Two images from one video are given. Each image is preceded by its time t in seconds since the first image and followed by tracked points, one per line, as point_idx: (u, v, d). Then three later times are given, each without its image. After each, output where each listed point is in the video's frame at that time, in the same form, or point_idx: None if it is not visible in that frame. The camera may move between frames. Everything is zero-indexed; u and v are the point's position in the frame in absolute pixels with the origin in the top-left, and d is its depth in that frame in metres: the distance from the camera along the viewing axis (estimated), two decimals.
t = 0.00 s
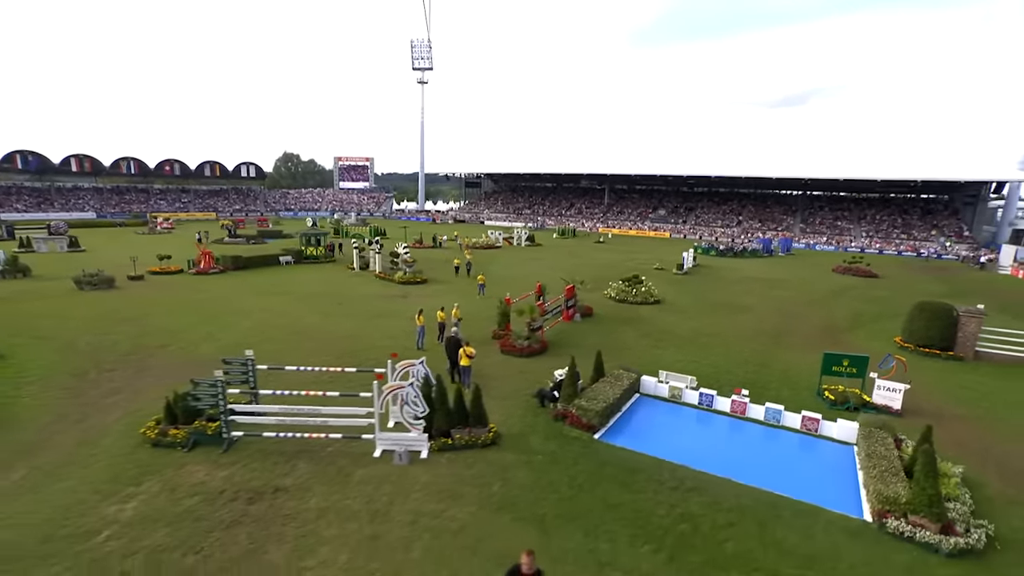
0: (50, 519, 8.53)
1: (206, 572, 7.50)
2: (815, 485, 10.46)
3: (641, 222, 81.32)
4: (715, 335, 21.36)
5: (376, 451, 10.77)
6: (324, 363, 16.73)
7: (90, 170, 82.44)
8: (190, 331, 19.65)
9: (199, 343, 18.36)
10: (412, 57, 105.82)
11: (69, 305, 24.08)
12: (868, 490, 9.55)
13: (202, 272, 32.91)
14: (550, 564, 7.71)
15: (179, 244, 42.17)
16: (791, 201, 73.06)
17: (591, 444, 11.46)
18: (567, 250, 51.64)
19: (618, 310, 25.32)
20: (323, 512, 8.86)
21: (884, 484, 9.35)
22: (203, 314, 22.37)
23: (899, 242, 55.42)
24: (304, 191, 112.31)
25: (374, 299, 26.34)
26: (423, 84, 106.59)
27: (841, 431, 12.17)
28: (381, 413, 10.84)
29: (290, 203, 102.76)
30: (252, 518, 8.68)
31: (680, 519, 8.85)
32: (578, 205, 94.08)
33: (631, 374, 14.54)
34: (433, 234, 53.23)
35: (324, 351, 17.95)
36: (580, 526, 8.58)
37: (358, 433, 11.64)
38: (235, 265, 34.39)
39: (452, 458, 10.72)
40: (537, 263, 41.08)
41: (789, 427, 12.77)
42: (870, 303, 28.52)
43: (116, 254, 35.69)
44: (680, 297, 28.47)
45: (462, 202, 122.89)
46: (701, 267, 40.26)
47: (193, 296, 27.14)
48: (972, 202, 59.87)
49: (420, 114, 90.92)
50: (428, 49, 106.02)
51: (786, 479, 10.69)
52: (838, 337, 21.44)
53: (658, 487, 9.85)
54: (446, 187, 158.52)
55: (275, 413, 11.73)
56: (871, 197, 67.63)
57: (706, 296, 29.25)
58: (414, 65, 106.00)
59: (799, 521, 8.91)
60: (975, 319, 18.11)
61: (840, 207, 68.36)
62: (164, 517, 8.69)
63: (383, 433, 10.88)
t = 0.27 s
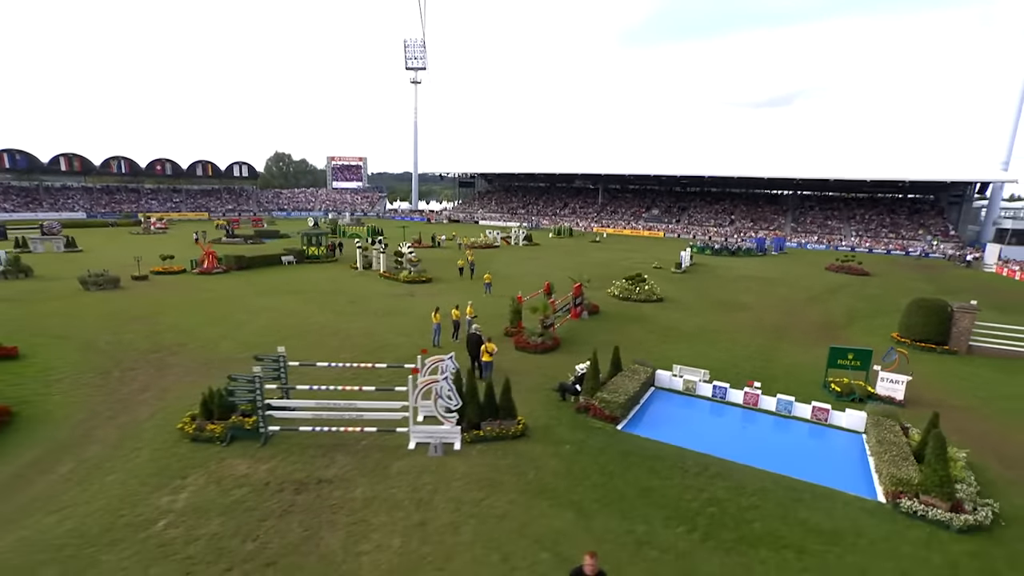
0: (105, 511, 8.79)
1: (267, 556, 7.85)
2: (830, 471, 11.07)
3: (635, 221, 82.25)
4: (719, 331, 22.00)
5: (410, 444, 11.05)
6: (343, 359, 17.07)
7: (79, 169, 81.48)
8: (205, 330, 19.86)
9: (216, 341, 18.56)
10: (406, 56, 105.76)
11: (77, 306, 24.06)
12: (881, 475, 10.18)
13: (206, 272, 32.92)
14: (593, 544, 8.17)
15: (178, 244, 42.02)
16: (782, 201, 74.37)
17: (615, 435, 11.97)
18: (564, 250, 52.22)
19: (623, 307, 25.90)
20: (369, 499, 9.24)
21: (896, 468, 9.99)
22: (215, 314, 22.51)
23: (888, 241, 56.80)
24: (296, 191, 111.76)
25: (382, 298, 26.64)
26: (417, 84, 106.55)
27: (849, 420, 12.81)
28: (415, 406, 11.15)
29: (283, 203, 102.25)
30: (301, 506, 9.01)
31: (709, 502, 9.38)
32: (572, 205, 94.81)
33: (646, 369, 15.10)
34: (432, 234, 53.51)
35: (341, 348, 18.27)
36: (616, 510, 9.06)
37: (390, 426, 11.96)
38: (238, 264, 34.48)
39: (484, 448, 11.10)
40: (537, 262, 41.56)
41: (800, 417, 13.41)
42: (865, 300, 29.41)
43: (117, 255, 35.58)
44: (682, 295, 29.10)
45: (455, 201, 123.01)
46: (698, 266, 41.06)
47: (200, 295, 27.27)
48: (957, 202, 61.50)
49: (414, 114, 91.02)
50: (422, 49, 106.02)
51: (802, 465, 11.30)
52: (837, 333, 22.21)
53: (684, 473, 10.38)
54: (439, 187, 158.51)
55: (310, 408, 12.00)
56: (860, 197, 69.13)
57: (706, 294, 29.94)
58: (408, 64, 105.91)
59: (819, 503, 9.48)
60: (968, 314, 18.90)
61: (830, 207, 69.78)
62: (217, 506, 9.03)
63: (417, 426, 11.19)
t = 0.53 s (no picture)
0: (161, 501, 9.12)
1: (324, 540, 8.26)
2: (842, 458, 11.69)
3: (632, 221, 83.07)
4: (725, 328, 22.62)
5: (444, 436, 11.46)
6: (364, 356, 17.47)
7: (73, 168, 80.82)
8: (223, 329, 20.15)
9: (236, 340, 18.84)
10: (402, 56, 105.77)
11: (89, 306, 24.17)
12: (894, 459, 10.76)
13: (212, 272, 33.04)
14: (632, 526, 8.66)
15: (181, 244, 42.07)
16: (777, 201, 75.51)
17: (639, 426, 12.50)
18: (564, 249, 52.80)
19: (629, 305, 26.48)
20: (413, 487, 9.67)
21: (908, 454, 10.58)
22: (229, 313, 22.73)
23: (880, 241, 57.98)
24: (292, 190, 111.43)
25: (392, 297, 27.00)
26: (413, 84, 106.69)
27: (859, 411, 13.42)
28: (449, 400, 11.53)
29: (279, 203, 101.94)
30: (349, 494, 9.39)
31: (735, 488, 9.91)
32: (569, 205, 95.48)
33: (661, 363, 15.66)
34: (433, 233, 53.86)
35: (360, 345, 18.64)
36: (648, 495, 9.57)
37: (422, 420, 12.37)
38: (244, 264, 34.66)
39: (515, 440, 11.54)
40: (540, 262, 42.05)
41: (811, 409, 14.02)
42: (862, 298, 30.22)
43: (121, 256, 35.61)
44: (685, 293, 29.74)
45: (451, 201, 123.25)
46: (697, 265, 41.78)
47: (211, 295, 27.48)
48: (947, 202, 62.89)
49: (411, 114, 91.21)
50: (418, 49, 106.08)
51: (816, 454, 11.92)
52: (838, 329, 22.94)
53: (708, 462, 10.92)
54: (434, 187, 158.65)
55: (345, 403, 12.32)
56: (852, 197, 70.39)
57: (709, 292, 30.60)
58: (404, 64, 106.01)
59: (838, 487, 10.05)
60: (965, 311, 19.63)
61: (823, 206, 70.98)
62: (268, 495, 9.43)
63: (450, 419, 11.59)
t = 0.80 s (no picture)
0: (205, 494, 9.43)
1: (368, 528, 8.60)
2: (851, 448, 12.24)
3: (628, 222, 83.84)
4: (729, 327, 23.16)
5: (471, 431, 11.77)
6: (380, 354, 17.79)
7: (67, 169, 80.22)
8: (237, 329, 20.37)
9: (252, 339, 19.08)
10: (398, 57, 105.86)
11: (98, 308, 24.27)
12: (902, 449, 11.31)
13: (217, 272, 33.15)
14: (660, 512, 9.10)
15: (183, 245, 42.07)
16: (771, 202, 76.58)
17: (656, 420, 12.95)
18: (564, 249, 53.30)
19: (634, 304, 26.98)
20: (447, 478, 10.03)
21: (915, 444, 11.21)
22: (240, 313, 22.94)
23: (873, 241, 59.05)
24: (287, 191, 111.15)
25: (400, 297, 27.32)
26: (409, 85, 106.88)
27: (865, 404, 13.95)
28: (476, 395, 11.88)
29: (274, 203, 101.65)
30: (386, 484, 9.76)
31: (753, 476, 10.40)
32: (565, 205, 96.12)
33: (673, 360, 16.14)
34: (433, 234, 54.14)
35: (375, 344, 18.95)
36: (673, 484, 10.02)
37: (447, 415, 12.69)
38: (249, 265, 34.81)
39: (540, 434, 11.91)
40: (541, 262, 42.50)
41: (819, 403, 14.55)
42: (859, 297, 30.93)
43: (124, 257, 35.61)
44: (687, 293, 30.32)
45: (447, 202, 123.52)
46: (696, 265, 42.42)
47: (218, 296, 27.62)
48: (937, 203, 64.20)
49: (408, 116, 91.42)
50: (414, 51, 106.25)
51: (826, 445, 12.45)
52: (838, 327, 23.56)
53: (726, 453, 11.39)
54: (429, 188, 158.77)
55: (372, 400, 12.56)
56: (845, 198, 71.55)
57: (710, 292, 31.19)
58: (400, 66, 106.19)
59: (850, 475, 10.56)
60: (961, 308, 20.28)
61: (817, 207, 72.09)
62: (307, 487, 9.75)
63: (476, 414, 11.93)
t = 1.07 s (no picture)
0: (255, 482, 9.83)
1: (417, 511, 9.01)
2: (861, 436, 12.89)
3: (625, 220, 84.59)
4: (734, 323, 23.80)
5: (501, 423, 12.22)
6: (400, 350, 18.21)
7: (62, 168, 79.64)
8: (256, 326, 20.69)
9: (272, 336, 19.42)
10: (395, 56, 105.83)
11: (112, 307, 24.45)
12: (912, 436, 11.95)
13: (225, 272, 33.33)
14: (691, 496, 9.64)
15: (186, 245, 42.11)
16: (767, 201, 77.66)
17: (676, 411, 13.52)
18: (564, 248, 53.85)
19: (640, 301, 27.59)
20: (486, 466, 10.48)
21: (925, 432, 11.80)
22: (255, 312, 23.23)
23: (867, 239, 60.16)
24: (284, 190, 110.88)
25: (410, 295, 27.72)
26: (406, 84, 106.84)
27: (873, 395, 14.60)
28: (506, 388, 12.35)
29: (271, 202, 101.41)
30: (429, 472, 10.18)
31: (774, 462, 11.00)
32: (562, 204, 96.73)
33: (687, 355, 16.73)
34: (435, 233, 54.53)
35: (393, 340, 19.36)
36: (700, 471, 10.57)
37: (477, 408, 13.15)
38: (256, 264, 35.02)
39: (568, 425, 12.39)
40: (544, 261, 42.99)
41: (828, 394, 15.20)
42: (857, 294, 31.74)
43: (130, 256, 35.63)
44: (690, 290, 30.97)
45: (444, 201, 123.66)
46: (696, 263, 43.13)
47: (229, 294, 27.84)
48: (929, 202, 65.42)
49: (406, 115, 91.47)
50: (411, 49, 106.20)
51: (836, 434, 13.07)
52: (840, 323, 24.29)
53: (745, 442, 11.97)
54: (425, 186, 158.77)
55: (403, 393, 12.98)
56: (840, 197, 72.73)
57: (713, 289, 31.87)
58: (397, 65, 106.11)
59: (866, 461, 11.18)
60: (959, 304, 21.00)
61: (812, 206, 73.23)
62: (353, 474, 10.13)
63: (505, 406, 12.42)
